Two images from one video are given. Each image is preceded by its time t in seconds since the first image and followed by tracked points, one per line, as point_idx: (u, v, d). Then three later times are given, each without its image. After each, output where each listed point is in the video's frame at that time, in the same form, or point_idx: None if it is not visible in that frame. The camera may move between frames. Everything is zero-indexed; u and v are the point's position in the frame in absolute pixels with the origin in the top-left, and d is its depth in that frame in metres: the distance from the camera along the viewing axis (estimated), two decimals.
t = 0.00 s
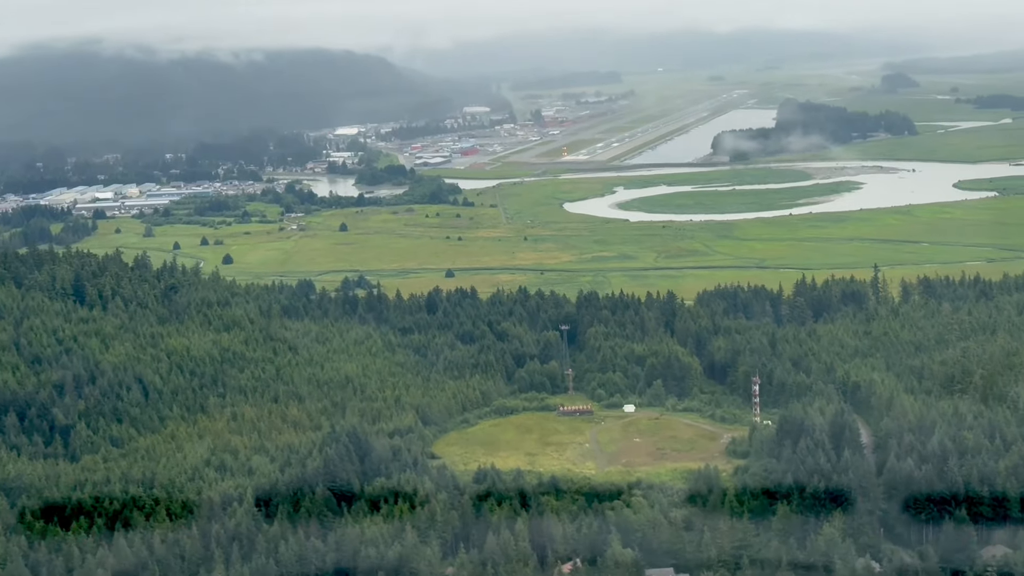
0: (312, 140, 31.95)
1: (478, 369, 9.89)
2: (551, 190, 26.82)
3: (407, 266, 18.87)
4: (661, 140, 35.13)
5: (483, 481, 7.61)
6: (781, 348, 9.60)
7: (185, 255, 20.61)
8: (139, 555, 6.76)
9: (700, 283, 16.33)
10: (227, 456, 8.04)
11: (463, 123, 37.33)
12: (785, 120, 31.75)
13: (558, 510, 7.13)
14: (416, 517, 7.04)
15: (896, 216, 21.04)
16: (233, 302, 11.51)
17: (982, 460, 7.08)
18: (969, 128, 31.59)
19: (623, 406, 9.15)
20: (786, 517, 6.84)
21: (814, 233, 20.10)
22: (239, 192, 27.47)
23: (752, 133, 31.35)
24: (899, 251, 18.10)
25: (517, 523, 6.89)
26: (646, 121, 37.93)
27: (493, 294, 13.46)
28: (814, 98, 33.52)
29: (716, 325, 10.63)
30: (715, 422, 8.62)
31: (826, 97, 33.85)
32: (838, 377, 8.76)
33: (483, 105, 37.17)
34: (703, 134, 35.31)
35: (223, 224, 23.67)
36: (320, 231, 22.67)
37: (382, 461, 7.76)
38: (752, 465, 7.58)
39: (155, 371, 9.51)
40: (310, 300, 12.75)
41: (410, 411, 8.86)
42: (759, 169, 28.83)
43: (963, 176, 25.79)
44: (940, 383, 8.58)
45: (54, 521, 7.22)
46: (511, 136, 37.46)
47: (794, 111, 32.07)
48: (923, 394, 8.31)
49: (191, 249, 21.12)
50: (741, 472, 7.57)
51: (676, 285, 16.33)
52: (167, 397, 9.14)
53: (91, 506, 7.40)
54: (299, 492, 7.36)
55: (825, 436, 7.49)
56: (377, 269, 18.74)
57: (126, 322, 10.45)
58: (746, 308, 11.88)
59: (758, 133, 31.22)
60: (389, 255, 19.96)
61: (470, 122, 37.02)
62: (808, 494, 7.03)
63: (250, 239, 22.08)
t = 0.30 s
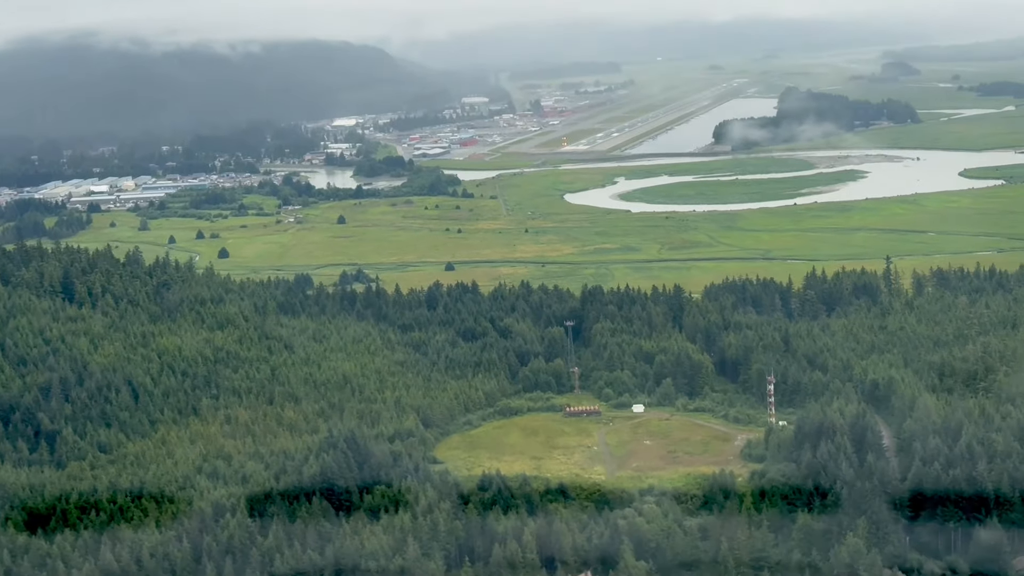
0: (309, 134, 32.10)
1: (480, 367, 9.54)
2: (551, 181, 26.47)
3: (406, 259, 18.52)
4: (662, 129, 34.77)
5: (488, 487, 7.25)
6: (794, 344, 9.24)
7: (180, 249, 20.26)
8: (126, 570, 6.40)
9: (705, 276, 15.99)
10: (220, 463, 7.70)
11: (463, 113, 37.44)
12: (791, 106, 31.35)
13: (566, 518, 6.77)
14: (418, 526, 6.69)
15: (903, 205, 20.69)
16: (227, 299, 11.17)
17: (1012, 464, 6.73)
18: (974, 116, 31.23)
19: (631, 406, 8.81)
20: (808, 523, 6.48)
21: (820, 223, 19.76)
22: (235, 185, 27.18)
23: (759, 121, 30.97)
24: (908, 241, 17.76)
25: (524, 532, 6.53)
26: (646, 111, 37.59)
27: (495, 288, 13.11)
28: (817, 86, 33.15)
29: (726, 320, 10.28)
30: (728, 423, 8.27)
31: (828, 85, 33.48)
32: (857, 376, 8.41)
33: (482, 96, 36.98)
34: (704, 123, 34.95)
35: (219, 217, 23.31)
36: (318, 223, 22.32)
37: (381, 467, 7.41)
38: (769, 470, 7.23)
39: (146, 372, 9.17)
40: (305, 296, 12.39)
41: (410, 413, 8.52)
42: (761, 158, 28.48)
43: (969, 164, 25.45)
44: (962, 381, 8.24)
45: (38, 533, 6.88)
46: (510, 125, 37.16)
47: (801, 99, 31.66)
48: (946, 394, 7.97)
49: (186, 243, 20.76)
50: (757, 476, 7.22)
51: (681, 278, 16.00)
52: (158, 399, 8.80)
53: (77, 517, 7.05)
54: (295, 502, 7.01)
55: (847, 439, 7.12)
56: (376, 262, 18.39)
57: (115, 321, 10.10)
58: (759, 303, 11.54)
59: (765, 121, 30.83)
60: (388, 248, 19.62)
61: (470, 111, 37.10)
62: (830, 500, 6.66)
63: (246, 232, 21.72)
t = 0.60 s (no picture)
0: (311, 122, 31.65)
1: (486, 366, 9.21)
2: (556, 171, 26.12)
3: (409, 252, 18.19)
4: (667, 119, 34.40)
5: (494, 496, 6.91)
6: (811, 344, 8.90)
7: (179, 241, 19.94)
8: None
9: (714, 271, 15.66)
10: (214, 468, 7.37)
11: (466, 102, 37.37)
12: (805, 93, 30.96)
13: (576, 528, 6.43)
14: (419, 536, 6.34)
15: (915, 197, 20.34)
16: (224, 294, 10.85)
17: None
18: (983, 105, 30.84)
19: (643, 407, 8.47)
20: (831, 535, 6.14)
21: (831, 215, 19.41)
22: (236, 175, 27.00)
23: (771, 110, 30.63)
24: (921, 234, 17.41)
25: (530, 543, 6.19)
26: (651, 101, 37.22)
27: (500, 282, 12.81)
28: (824, 75, 32.76)
29: (740, 317, 9.96)
30: (744, 427, 7.94)
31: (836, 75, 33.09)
32: (878, 378, 8.08)
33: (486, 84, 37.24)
34: (709, 112, 34.60)
35: (219, 208, 23.00)
36: (319, 214, 22.00)
37: (382, 474, 7.08)
38: (788, 478, 6.89)
39: (139, 372, 8.85)
40: (304, 290, 12.09)
41: (413, 415, 8.19)
42: (769, 148, 28.13)
43: (979, 155, 25.09)
44: (987, 382, 7.91)
45: (22, 545, 6.57)
46: (515, 114, 36.91)
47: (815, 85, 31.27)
48: (971, 397, 7.63)
49: (185, 235, 20.44)
50: (776, 485, 6.89)
51: (690, 273, 15.67)
52: (151, 400, 8.49)
53: (63, 525, 6.73)
54: (290, 512, 6.68)
55: (871, 447, 6.77)
56: (378, 255, 18.06)
57: (108, 317, 9.78)
58: (776, 302, 11.22)
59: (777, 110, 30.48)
60: (390, 240, 19.29)
61: (474, 101, 37.12)
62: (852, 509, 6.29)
63: (247, 223, 21.40)
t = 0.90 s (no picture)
0: (308, 117, 31.07)
1: (486, 370, 8.87)
2: (556, 169, 25.79)
3: (407, 249, 17.85)
4: (669, 116, 34.04)
5: (494, 509, 6.57)
6: (824, 349, 8.56)
7: (173, 236, 19.59)
8: None
9: (720, 271, 15.33)
10: (200, 478, 7.03)
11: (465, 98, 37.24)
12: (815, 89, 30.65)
13: (582, 543, 6.07)
14: (416, 554, 5.99)
15: (922, 197, 19.99)
16: (216, 293, 10.50)
17: None
18: (988, 103, 30.48)
19: (649, 415, 8.14)
20: (852, 554, 5.79)
21: (836, 215, 19.07)
22: (232, 170, 26.64)
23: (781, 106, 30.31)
24: (928, 235, 17.09)
25: (535, 562, 5.84)
26: (652, 98, 36.88)
27: (500, 282, 12.47)
28: (827, 73, 32.41)
29: (751, 322, 9.61)
30: (756, 436, 7.61)
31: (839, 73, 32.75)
32: (895, 386, 7.74)
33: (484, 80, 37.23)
34: (711, 110, 34.28)
35: (214, 203, 22.65)
36: (316, 211, 21.65)
37: (377, 485, 6.74)
38: (804, 493, 6.56)
39: (125, 374, 8.52)
40: (299, 289, 11.76)
41: (410, 422, 7.85)
42: (771, 147, 27.80)
43: (985, 154, 24.77)
44: (1009, 391, 7.58)
45: None
46: (514, 111, 36.60)
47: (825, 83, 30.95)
48: (994, 407, 7.29)
49: (179, 230, 20.09)
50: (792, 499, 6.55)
51: (694, 273, 15.32)
52: (137, 404, 8.15)
53: (40, 539, 6.38)
54: (280, 527, 6.33)
55: (893, 461, 6.43)
56: (375, 252, 17.71)
57: (94, 317, 9.43)
58: (786, 304, 10.88)
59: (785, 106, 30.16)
60: (388, 237, 18.94)
61: (473, 97, 36.97)
62: (874, 528, 5.95)
63: (242, 219, 21.05)
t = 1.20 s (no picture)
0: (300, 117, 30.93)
1: (479, 383, 8.52)
2: (550, 171, 25.44)
3: (398, 253, 17.49)
4: (664, 119, 33.70)
5: (488, 532, 6.22)
6: (833, 363, 8.22)
7: (159, 238, 19.22)
8: None
9: (719, 278, 14.99)
10: (178, 498, 6.68)
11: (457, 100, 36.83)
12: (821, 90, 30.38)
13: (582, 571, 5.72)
14: None
15: (922, 202, 19.69)
16: (200, 298, 10.13)
17: None
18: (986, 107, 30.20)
19: (650, 430, 7.79)
20: None
21: (835, 221, 18.75)
22: (221, 170, 26.27)
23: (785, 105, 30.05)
24: (929, 242, 16.77)
25: None
26: (646, 101, 36.57)
27: (494, 289, 12.10)
28: (824, 77, 32.12)
29: (757, 330, 9.30)
30: (762, 454, 7.27)
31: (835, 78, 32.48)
32: (908, 403, 7.40)
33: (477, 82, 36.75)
34: (706, 113, 33.98)
35: (202, 204, 22.28)
36: (306, 212, 21.29)
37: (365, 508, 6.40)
38: (816, 518, 6.21)
39: (103, 384, 8.16)
40: (285, 294, 11.40)
41: (400, 438, 7.49)
42: (767, 150, 27.48)
43: (983, 159, 24.47)
44: None
45: None
46: (507, 112, 36.27)
47: (830, 84, 30.73)
48: (1013, 426, 6.97)
49: (166, 232, 19.72)
50: (802, 524, 6.21)
51: (692, 280, 14.99)
52: (114, 415, 7.79)
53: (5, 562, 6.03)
54: (262, 552, 5.98)
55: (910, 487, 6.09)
56: (365, 256, 17.36)
57: (72, 324, 9.07)
58: (791, 314, 10.56)
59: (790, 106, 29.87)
60: (379, 240, 18.59)
61: (465, 98, 36.63)
62: (892, 559, 5.61)
63: (231, 220, 20.68)
